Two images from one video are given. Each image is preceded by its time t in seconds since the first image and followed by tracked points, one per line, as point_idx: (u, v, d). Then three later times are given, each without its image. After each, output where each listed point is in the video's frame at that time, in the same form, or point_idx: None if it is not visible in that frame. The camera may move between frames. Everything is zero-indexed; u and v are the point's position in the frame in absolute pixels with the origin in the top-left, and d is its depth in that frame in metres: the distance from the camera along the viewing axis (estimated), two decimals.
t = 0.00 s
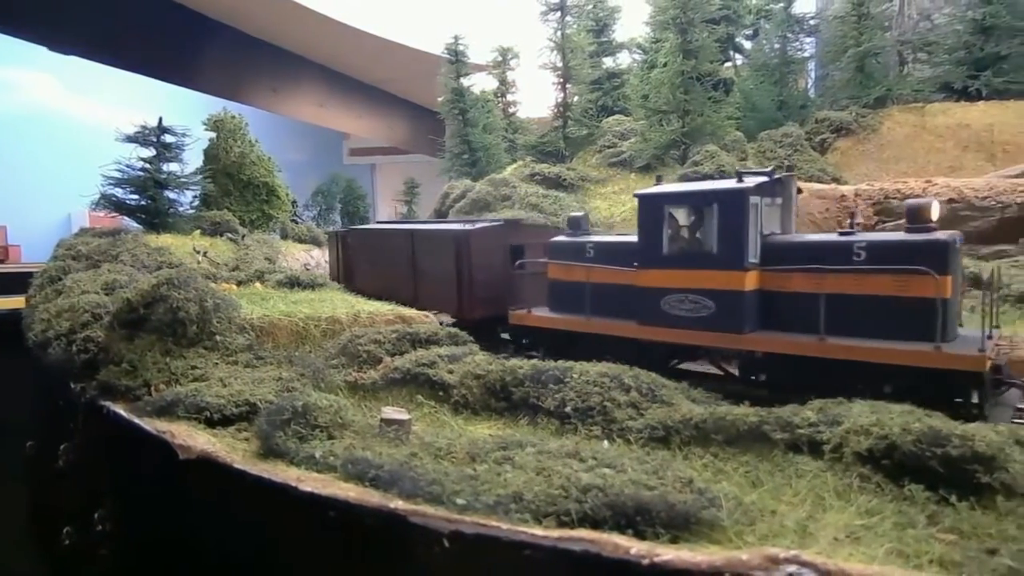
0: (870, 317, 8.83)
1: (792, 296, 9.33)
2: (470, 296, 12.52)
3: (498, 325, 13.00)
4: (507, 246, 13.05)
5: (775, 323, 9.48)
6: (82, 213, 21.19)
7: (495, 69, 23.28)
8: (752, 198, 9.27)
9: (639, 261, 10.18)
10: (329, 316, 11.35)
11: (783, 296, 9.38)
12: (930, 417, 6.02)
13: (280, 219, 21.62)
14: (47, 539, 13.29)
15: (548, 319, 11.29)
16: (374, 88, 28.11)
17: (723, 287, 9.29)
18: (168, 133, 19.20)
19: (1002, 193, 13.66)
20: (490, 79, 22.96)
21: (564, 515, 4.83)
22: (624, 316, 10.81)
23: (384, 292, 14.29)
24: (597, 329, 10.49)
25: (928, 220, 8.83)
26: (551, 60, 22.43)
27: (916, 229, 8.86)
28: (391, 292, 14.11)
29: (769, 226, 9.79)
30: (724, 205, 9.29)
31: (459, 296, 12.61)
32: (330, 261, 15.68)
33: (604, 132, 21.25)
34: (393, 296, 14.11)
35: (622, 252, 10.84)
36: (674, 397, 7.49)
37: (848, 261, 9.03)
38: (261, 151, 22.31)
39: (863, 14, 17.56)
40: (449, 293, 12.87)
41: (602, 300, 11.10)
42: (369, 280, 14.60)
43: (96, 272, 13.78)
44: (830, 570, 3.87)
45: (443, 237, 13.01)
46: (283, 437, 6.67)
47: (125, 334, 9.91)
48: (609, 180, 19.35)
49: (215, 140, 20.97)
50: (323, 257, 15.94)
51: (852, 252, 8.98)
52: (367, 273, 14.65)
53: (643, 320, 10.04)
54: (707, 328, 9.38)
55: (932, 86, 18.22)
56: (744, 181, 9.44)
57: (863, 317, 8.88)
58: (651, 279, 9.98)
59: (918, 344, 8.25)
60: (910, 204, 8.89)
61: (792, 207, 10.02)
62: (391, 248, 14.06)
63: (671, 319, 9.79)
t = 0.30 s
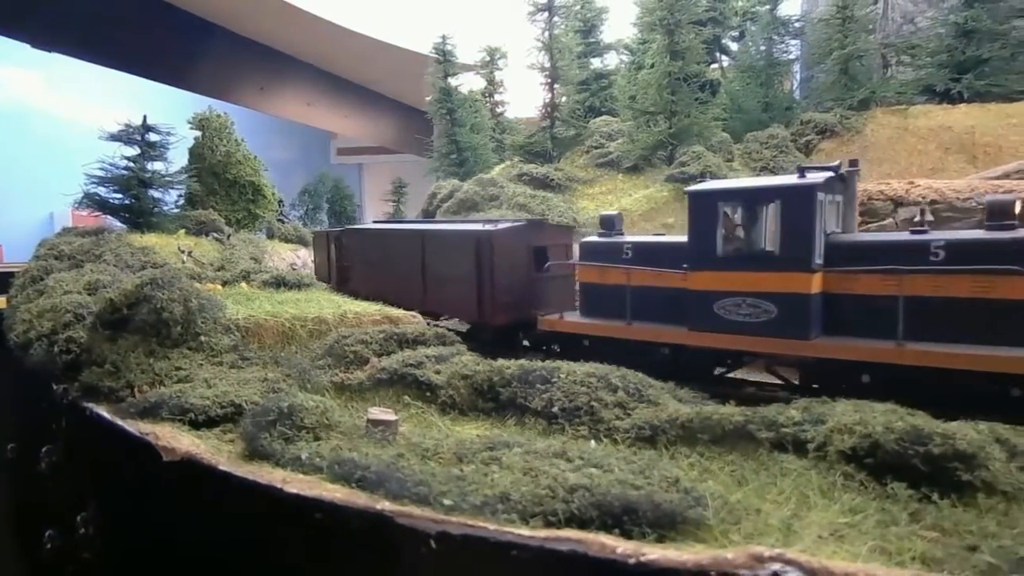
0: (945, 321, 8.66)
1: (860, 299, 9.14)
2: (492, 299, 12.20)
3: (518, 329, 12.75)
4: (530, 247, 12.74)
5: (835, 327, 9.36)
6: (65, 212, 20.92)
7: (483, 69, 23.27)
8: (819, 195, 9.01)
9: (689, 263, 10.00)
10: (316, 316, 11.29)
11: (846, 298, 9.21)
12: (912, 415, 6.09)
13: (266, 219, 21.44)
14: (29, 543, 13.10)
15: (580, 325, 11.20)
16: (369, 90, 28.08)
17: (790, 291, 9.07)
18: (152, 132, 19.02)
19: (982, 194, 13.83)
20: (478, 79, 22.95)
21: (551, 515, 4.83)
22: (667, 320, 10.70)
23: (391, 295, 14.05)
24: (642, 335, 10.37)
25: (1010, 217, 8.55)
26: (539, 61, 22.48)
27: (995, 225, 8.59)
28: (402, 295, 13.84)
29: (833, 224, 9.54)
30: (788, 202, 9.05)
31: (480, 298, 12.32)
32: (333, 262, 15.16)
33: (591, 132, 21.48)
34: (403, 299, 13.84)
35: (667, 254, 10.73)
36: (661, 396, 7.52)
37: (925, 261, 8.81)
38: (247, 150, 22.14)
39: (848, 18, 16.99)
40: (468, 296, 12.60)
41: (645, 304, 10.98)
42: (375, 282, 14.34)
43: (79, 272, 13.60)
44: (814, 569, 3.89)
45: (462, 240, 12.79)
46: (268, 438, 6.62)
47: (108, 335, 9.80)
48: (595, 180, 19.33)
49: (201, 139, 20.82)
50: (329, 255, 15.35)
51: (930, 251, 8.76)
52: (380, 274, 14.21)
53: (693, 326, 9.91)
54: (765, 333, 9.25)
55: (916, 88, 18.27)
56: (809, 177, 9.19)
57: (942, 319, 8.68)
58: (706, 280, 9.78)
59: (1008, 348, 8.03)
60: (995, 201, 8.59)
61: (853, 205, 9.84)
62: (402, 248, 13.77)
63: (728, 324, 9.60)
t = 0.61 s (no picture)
0: None
1: (934, 303, 8.71)
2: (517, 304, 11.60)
3: (546, 336, 12.25)
4: (558, 248, 12.08)
5: (906, 333, 8.96)
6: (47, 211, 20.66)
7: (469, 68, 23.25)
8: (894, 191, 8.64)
9: (748, 264, 9.66)
10: (302, 316, 11.22)
11: (920, 303, 8.79)
12: (894, 414, 6.16)
13: (251, 219, 21.26)
14: (10, 548, 12.87)
15: (619, 329, 10.84)
16: (357, 91, 27.79)
17: (859, 293, 8.75)
18: (135, 130, 18.84)
19: (963, 196, 14.02)
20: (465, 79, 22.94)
21: (538, 516, 4.84)
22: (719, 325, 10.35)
23: (406, 297, 13.66)
24: (693, 340, 10.03)
25: None
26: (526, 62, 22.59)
27: None
28: (419, 298, 13.39)
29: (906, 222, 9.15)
30: (862, 199, 8.71)
31: (505, 303, 11.72)
32: (325, 264, 15.26)
33: (578, 133, 21.29)
34: (420, 301, 13.39)
35: (720, 255, 10.40)
36: (647, 396, 7.56)
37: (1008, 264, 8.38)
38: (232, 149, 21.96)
39: (831, 20, 17.67)
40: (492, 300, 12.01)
41: (693, 308, 10.69)
42: (390, 283, 13.92)
43: (61, 272, 13.42)
44: (798, 567, 3.91)
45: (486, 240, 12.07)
46: (254, 439, 6.58)
47: (90, 336, 9.69)
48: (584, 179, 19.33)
49: (185, 138, 20.65)
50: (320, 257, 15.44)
51: (1014, 252, 8.33)
52: (380, 277, 14.15)
53: (750, 330, 9.58)
54: (832, 339, 8.91)
55: (898, 91, 17.75)
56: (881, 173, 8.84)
57: None
58: (766, 282, 9.43)
59: None
60: None
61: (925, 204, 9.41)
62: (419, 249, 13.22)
63: (790, 329, 9.25)
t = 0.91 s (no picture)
0: None
1: None
2: (549, 307, 10.91)
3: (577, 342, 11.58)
4: (591, 249, 11.50)
5: (994, 336, 8.15)
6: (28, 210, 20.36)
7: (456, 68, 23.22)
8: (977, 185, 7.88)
9: (815, 263, 8.95)
10: (287, 317, 11.14)
11: (1015, 304, 7.93)
12: (876, 413, 6.23)
13: (236, 218, 21.07)
14: None
15: (667, 336, 9.91)
16: (347, 91, 27.29)
17: (940, 294, 8.07)
18: (118, 128, 18.66)
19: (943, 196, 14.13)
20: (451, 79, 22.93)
21: (524, 516, 4.84)
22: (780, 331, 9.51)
23: (413, 301, 12.97)
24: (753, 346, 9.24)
25: None
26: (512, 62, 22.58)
27: None
28: (430, 302, 12.68)
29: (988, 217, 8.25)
30: (947, 193, 7.93)
31: (538, 306, 11.00)
32: (320, 267, 14.61)
33: (565, 133, 21.34)
34: (431, 305, 12.68)
35: (779, 254, 9.51)
36: (633, 396, 7.59)
37: None
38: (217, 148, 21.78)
39: (815, 23, 18.33)
40: (520, 304, 11.29)
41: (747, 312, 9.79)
42: (395, 287, 13.24)
43: (41, 272, 13.21)
44: (782, 564, 3.93)
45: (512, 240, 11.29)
46: (238, 441, 6.53)
47: (71, 337, 9.55)
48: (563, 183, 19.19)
49: (169, 136, 20.46)
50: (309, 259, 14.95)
51: None
52: (381, 280, 13.45)
53: (818, 335, 8.90)
54: (917, 343, 8.23)
55: (881, 94, 18.21)
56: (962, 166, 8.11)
57: None
58: (836, 284, 8.73)
59: None
60: None
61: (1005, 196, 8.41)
62: (431, 251, 12.51)
63: (864, 334, 8.53)
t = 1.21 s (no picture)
0: None
1: None
2: (578, 311, 10.43)
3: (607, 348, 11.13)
4: (621, 250, 11.01)
5: None
6: None
7: (434, 67, 23.15)
8: None
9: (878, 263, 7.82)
10: (261, 317, 10.99)
11: None
12: (846, 411, 6.33)
13: (210, 217, 20.74)
14: None
15: (711, 342, 8.68)
16: (325, 91, 27.10)
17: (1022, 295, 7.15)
18: (87, 125, 18.42)
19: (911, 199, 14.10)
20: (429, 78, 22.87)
21: (499, 517, 4.83)
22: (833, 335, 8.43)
23: (418, 304, 12.42)
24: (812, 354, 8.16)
25: None
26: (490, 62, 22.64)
27: None
28: (439, 305, 12.12)
29: None
30: None
31: (569, 311, 10.52)
32: (307, 269, 14.23)
33: (543, 133, 21.40)
34: (444, 311, 12.08)
35: (837, 253, 8.44)
36: (609, 395, 7.63)
37: None
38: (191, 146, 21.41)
39: (788, 27, 18.93)
40: (545, 308, 10.77)
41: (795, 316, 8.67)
42: (397, 289, 12.68)
43: (7, 271, 12.85)
44: (754, 561, 3.97)
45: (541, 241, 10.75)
46: (209, 444, 6.44)
47: (38, 338, 9.30)
48: (548, 180, 19.32)
49: (141, 133, 20.06)
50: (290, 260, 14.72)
51: None
52: (380, 282, 12.93)
53: (884, 339, 7.84)
54: (991, 347, 7.34)
55: (851, 97, 19.18)
56: None
57: None
58: (903, 285, 7.67)
59: None
60: None
61: None
62: (443, 251, 11.93)
63: (937, 339, 7.53)
